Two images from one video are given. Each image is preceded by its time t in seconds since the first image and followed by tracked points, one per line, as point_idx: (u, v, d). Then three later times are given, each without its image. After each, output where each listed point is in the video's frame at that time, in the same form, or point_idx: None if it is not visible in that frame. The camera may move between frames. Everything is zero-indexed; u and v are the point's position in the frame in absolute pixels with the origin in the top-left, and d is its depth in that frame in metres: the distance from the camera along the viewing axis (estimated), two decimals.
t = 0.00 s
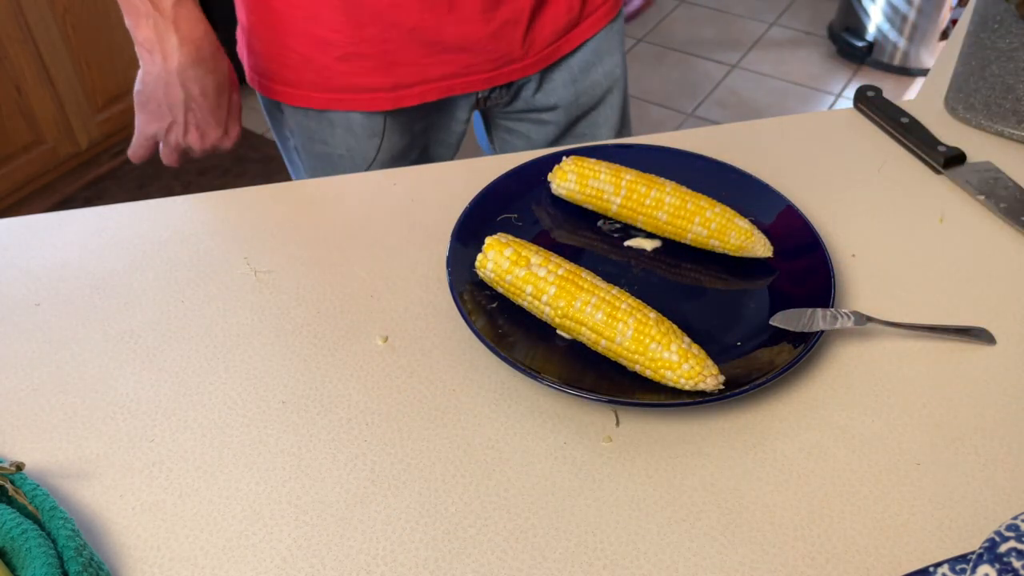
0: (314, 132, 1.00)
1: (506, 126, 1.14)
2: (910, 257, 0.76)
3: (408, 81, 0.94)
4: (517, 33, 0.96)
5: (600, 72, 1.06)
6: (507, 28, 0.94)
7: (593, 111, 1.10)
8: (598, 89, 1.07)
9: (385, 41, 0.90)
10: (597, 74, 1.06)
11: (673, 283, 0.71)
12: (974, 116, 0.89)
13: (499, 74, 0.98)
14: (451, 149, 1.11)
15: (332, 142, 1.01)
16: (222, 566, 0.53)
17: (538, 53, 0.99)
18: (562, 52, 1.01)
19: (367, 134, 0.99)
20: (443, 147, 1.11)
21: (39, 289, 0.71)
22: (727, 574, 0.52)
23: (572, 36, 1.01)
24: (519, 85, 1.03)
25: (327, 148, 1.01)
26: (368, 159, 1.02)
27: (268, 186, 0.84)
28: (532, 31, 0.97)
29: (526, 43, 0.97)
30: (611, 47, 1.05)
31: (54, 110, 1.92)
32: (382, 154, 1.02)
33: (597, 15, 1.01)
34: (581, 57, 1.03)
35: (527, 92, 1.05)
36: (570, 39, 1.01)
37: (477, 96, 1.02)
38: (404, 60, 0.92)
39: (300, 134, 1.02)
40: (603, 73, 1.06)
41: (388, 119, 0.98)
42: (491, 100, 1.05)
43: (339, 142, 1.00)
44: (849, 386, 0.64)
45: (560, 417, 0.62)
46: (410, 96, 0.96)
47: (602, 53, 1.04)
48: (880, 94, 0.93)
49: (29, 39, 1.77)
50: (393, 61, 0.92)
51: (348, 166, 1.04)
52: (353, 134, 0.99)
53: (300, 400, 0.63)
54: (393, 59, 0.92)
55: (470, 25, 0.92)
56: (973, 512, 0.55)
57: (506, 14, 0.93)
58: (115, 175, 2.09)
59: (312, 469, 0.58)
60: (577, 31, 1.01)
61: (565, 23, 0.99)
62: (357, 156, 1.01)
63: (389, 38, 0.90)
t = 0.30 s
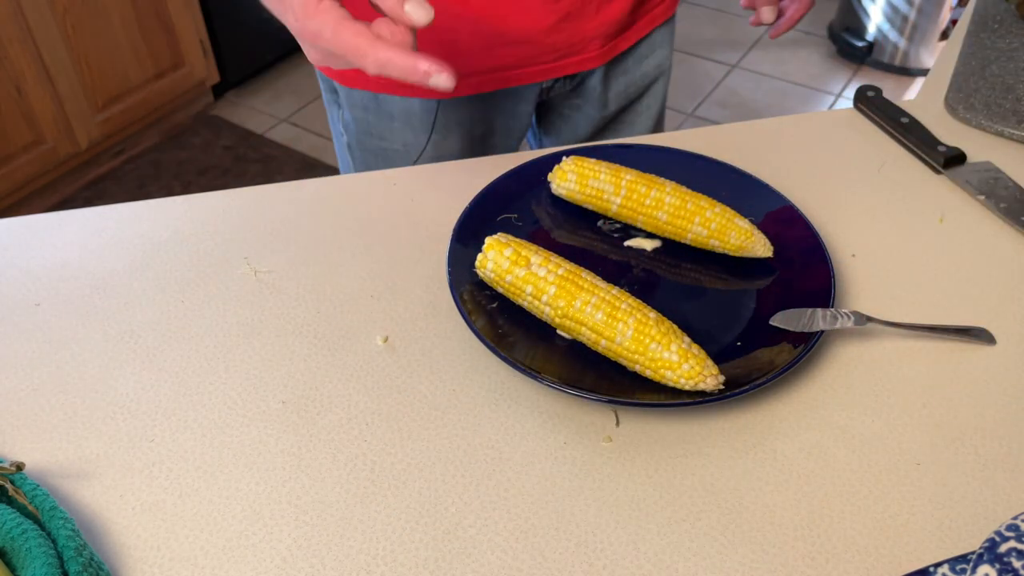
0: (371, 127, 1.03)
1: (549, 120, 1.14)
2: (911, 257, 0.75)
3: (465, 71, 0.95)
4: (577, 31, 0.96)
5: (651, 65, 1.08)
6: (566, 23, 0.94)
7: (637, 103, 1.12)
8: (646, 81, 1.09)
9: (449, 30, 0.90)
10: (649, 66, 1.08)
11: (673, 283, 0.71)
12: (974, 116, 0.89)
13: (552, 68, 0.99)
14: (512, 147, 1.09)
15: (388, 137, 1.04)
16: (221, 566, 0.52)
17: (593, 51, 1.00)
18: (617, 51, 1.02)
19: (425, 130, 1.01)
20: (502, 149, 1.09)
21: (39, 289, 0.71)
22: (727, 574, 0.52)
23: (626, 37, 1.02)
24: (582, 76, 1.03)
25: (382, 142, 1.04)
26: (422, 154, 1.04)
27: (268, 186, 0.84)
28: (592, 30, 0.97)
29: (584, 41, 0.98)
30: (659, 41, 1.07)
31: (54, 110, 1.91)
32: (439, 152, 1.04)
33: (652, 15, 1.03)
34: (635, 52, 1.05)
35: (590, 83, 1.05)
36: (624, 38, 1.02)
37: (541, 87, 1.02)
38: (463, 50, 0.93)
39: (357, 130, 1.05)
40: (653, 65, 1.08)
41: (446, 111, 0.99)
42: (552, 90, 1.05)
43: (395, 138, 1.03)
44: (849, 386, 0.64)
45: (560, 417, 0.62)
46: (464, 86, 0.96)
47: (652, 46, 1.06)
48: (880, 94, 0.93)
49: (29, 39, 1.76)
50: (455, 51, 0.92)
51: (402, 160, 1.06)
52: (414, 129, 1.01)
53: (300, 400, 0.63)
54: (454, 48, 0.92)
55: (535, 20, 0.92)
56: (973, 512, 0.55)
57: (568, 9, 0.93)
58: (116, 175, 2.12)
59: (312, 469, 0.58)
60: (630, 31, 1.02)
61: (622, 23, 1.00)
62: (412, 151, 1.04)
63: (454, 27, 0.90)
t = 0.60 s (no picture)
0: (394, 122, 1.03)
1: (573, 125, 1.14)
2: (911, 257, 0.75)
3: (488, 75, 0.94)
4: (605, 38, 0.96)
5: (678, 74, 1.09)
6: (593, 31, 0.95)
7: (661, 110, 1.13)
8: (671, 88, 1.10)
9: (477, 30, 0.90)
10: (677, 74, 1.09)
11: (673, 283, 0.71)
12: (974, 116, 0.89)
13: (578, 77, 0.98)
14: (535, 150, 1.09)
15: (410, 133, 1.04)
16: (221, 566, 0.52)
17: (620, 61, 1.00)
18: (645, 61, 1.02)
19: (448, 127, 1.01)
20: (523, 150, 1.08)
21: (39, 289, 0.71)
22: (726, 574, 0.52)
23: (653, 49, 1.02)
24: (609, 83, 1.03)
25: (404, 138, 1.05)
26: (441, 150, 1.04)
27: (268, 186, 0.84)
28: (618, 38, 0.97)
29: (611, 48, 0.98)
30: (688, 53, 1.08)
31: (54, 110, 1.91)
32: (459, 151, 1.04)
33: (681, 30, 1.04)
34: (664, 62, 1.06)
35: (618, 91, 1.05)
36: (653, 49, 1.02)
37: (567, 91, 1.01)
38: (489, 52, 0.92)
39: (381, 123, 1.05)
40: (680, 74, 1.09)
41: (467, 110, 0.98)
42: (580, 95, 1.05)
43: (417, 135, 1.03)
44: (849, 386, 0.64)
45: (560, 417, 0.62)
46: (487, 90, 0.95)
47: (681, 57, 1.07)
48: (880, 94, 0.93)
49: (29, 39, 1.76)
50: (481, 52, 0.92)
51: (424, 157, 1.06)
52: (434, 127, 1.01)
53: (300, 400, 0.63)
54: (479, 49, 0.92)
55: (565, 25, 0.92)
56: (974, 512, 0.55)
57: (596, 18, 0.93)
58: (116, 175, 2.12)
59: (312, 469, 0.58)
60: (659, 43, 1.02)
61: (650, 33, 1.00)
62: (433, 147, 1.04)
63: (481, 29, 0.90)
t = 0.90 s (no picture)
0: (403, 114, 1.06)
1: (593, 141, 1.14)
2: (911, 257, 0.76)
3: (492, 80, 0.96)
4: (617, 55, 0.95)
5: (701, 100, 1.07)
6: (602, 47, 0.94)
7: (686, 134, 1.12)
8: (694, 115, 1.08)
9: (482, 35, 0.92)
10: (700, 100, 1.06)
11: (673, 283, 0.71)
12: (974, 116, 0.89)
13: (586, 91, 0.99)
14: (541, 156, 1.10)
15: (417, 128, 1.06)
16: (221, 566, 0.52)
17: (632, 80, 0.99)
18: (662, 84, 1.00)
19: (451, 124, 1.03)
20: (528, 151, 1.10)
21: (39, 289, 0.71)
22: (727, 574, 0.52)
23: (674, 73, 1.00)
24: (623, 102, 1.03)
25: (411, 131, 1.07)
26: (447, 146, 1.07)
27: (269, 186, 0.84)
28: (632, 57, 0.96)
29: (623, 66, 0.97)
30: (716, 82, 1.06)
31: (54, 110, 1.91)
32: (464, 146, 1.06)
33: (708, 56, 1.01)
34: (688, 87, 1.04)
35: (632, 110, 1.04)
36: (670, 75, 1.00)
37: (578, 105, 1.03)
38: (493, 58, 0.94)
39: (390, 115, 1.08)
40: (703, 101, 1.07)
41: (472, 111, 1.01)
42: (592, 109, 1.05)
43: (422, 129, 1.05)
44: (849, 386, 0.64)
45: (560, 417, 0.62)
46: (490, 93, 0.97)
47: (709, 85, 1.05)
48: (880, 94, 0.93)
49: (29, 39, 1.76)
50: (487, 58, 0.94)
51: (428, 152, 1.09)
52: (441, 123, 1.03)
53: (300, 400, 0.63)
54: (484, 54, 0.93)
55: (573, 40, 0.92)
56: (974, 512, 0.55)
57: (605, 34, 0.92)
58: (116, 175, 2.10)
59: (312, 469, 0.58)
60: (679, 69, 1.00)
61: (671, 56, 0.98)
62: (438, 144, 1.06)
63: (486, 34, 0.92)
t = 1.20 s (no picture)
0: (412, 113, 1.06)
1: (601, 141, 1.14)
2: (912, 258, 0.75)
3: (498, 83, 0.96)
4: (621, 62, 0.95)
5: (710, 105, 1.07)
6: (606, 53, 0.94)
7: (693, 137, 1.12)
8: (704, 120, 1.08)
9: (488, 39, 0.92)
10: (709, 105, 1.06)
11: (673, 283, 0.71)
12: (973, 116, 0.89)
13: (589, 96, 0.99)
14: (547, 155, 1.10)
15: (425, 126, 1.07)
16: (221, 566, 0.52)
17: (636, 87, 0.99)
18: (667, 91, 1.01)
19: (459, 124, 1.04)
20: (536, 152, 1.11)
21: (39, 289, 0.71)
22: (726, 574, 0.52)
23: (679, 80, 1.00)
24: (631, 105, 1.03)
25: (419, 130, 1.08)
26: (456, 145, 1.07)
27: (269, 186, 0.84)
28: (637, 63, 0.96)
29: (627, 72, 0.97)
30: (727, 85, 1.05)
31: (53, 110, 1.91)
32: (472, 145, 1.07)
33: (715, 65, 1.01)
34: (698, 92, 1.04)
35: (641, 113, 1.04)
36: (675, 82, 1.00)
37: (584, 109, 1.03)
38: (499, 62, 0.93)
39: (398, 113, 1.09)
40: (713, 106, 1.07)
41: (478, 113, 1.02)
42: (600, 111, 1.06)
43: (431, 127, 1.06)
44: (849, 386, 0.64)
45: (560, 417, 0.62)
46: (495, 96, 0.98)
47: (719, 89, 1.05)
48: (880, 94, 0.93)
49: (28, 38, 1.76)
50: (493, 62, 0.94)
51: (437, 152, 1.09)
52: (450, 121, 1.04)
53: (300, 400, 0.63)
54: (489, 58, 0.93)
55: (577, 45, 0.92)
56: (974, 512, 0.55)
57: (608, 40, 0.92)
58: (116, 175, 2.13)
59: (312, 469, 0.58)
60: (683, 77, 1.00)
61: (676, 64, 0.98)
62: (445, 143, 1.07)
63: (494, 39, 0.92)
